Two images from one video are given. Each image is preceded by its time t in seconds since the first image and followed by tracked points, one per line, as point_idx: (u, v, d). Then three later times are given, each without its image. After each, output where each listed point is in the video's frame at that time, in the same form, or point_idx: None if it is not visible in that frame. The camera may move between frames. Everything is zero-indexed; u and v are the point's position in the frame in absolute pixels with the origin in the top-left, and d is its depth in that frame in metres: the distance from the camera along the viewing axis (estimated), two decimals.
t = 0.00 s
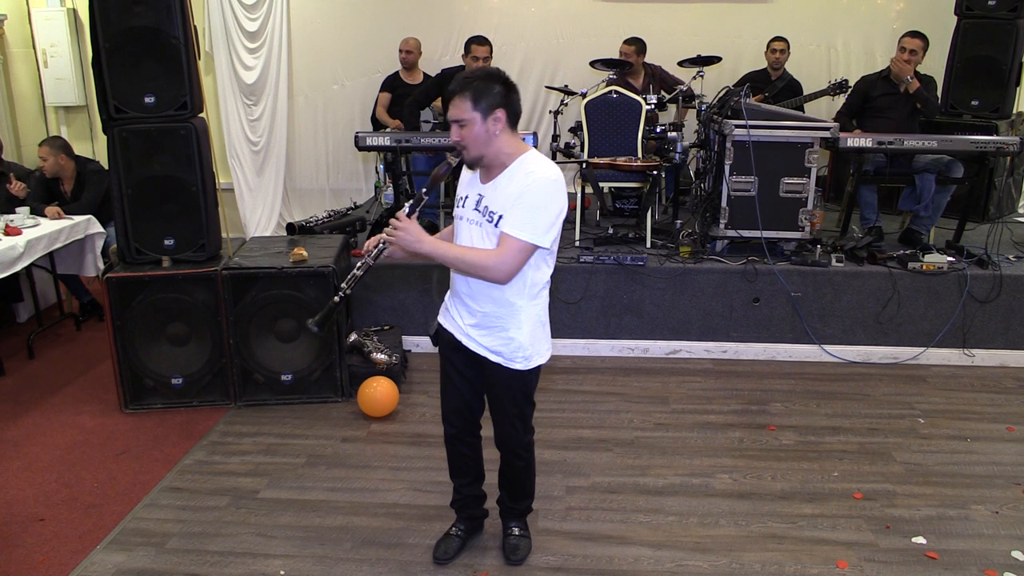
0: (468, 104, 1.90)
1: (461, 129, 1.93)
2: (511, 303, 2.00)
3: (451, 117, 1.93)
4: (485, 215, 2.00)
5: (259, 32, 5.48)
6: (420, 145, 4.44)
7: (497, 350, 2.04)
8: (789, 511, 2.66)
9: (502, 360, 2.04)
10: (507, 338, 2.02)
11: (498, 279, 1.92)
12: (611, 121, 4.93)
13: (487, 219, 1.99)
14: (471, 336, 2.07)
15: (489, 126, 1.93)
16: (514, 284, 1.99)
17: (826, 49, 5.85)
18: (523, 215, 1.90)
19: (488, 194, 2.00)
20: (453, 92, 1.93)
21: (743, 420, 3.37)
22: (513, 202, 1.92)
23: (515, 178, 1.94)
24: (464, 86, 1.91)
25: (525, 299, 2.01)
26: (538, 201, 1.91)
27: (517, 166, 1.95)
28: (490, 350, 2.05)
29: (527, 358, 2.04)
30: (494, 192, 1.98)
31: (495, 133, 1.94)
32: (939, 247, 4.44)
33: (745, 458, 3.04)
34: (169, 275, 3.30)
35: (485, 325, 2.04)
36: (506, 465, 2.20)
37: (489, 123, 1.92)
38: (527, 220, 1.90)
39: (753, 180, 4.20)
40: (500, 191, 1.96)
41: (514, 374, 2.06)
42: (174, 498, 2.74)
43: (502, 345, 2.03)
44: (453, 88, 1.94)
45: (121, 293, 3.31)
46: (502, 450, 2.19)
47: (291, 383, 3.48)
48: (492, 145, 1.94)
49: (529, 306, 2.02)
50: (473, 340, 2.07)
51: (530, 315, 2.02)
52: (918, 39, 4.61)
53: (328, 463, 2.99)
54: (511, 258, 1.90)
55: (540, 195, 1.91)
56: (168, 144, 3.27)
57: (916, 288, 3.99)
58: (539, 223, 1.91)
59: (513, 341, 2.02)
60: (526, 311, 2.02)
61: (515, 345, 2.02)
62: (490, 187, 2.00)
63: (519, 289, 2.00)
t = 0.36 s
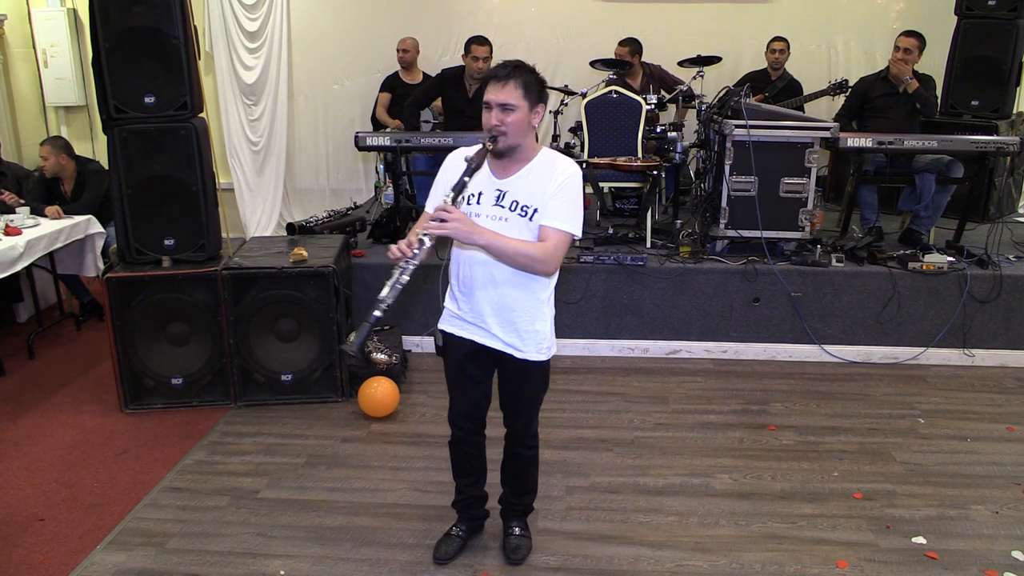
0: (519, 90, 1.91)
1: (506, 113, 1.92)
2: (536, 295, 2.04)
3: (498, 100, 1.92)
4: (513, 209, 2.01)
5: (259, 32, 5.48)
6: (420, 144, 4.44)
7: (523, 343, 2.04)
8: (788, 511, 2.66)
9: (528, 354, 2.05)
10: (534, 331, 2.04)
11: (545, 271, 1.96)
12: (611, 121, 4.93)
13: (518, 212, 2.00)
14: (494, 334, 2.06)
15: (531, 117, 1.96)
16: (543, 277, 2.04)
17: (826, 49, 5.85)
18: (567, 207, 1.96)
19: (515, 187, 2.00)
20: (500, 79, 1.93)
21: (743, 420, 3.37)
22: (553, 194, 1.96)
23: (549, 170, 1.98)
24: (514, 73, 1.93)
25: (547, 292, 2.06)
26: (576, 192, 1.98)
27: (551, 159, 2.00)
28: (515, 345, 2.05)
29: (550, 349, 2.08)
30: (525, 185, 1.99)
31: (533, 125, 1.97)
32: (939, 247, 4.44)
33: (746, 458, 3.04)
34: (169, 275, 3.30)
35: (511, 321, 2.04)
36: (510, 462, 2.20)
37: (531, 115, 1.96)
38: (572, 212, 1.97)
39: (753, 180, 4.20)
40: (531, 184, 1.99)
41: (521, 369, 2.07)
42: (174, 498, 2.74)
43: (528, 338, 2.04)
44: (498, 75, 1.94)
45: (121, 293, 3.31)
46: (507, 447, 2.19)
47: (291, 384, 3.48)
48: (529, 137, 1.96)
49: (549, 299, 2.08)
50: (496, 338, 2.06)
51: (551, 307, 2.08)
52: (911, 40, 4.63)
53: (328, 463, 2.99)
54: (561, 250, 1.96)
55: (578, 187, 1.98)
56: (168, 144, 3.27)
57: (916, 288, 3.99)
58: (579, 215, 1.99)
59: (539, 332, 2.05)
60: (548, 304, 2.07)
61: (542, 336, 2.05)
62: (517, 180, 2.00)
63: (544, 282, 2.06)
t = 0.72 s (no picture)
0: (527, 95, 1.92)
1: (517, 118, 1.92)
2: (543, 289, 2.08)
3: (508, 105, 1.91)
4: (521, 207, 2.00)
5: (259, 32, 5.48)
6: (420, 145, 4.44)
7: (535, 337, 2.06)
8: (788, 511, 2.66)
9: (540, 346, 2.07)
10: (543, 324, 2.07)
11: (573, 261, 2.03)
12: (611, 121, 4.94)
13: (529, 210, 2.01)
14: (506, 331, 2.06)
15: (534, 120, 1.98)
16: (549, 271, 2.09)
17: (826, 49, 5.85)
18: (574, 201, 2.01)
19: (521, 187, 2.00)
20: (504, 83, 1.92)
21: (743, 420, 3.37)
22: (560, 189, 2.01)
23: (551, 166, 2.01)
24: (519, 77, 1.94)
25: (551, 284, 2.10)
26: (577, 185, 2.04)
27: (551, 158, 2.02)
28: (528, 340, 2.05)
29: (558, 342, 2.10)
30: (530, 183, 2.00)
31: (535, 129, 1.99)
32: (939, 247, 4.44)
33: (746, 458, 3.04)
34: (169, 275, 3.30)
35: (522, 316, 2.05)
36: (512, 460, 2.20)
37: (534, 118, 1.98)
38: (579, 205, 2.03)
39: (753, 180, 4.20)
40: (536, 181, 2.00)
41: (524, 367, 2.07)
42: (174, 498, 2.74)
43: (539, 332, 2.06)
44: (502, 79, 1.93)
45: (121, 293, 3.31)
46: (508, 445, 2.20)
47: (291, 383, 3.48)
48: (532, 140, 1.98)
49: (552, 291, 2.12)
50: (508, 335, 2.06)
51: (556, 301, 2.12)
52: (906, 36, 4.69)
53: (328, 463, 2.99)
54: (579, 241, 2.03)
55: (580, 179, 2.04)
56: (168, 144, 3.27)
57: (916, 288, 3.99)
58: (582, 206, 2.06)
59: (549, 325, 2.08)
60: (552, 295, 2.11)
61: (551, 329, 2.08)
62: (521, 179, 2.00)
63: (549, 277, 2.10)
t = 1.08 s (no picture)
0: (515, 97, 1.92)
1: (506, 120, 1.92)
2: (540, 288, 2.07)
3: (496, 108, 1.91)
4: (514, 207, 2.01)
5: (259, 32, 5.48)
6: (420, 144, 4.44)
7: (531, 336, 2.06)
8: (788, 511, 2.66)
9: (536, 345, 2.07)
10: (540, 322, 2.07)
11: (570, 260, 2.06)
12: (611, 122, 4.94)
13: (521, 210, 2.01)
14: (502, 330, 2.06)
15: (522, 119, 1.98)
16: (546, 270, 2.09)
17: (825, 48, 5.85)
18: (566, 197, 2.01)
19: (512, 187, 2.00)
20: (490, 86, 1.92)
21: (743, 421, 3.37)
22: (552, 186, 2.01)
23: (541, 162, 2.01)
24: (504, 79, 1.93)
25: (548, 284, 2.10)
26: (569, 179, 2.04)
27: (539, 153, 2.03)
28: (525, 339, 2.06)
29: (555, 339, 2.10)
30: (521, 182, 2.00)
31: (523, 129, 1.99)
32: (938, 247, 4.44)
33: (746, 458, 3.04)
34: (170, 276, 3.30)
35: (518, 314, 2.05)
36: (512, 459, 2.20)
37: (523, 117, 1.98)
38: (572, 201, 2.02)
39: (753, 180, 4.20)
40: (527, 179, 2.01)
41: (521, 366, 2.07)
42: (174, 498, 2.74)
43: (536, 330, 2.06)
44: (488, 82, 1.92)
45: (122, 293, 3.31)
46: (509, 445, 2.20)
47: (291, 383, 3.47)
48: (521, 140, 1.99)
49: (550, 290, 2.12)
50: (504, 334, 2.06)
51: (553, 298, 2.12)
52: (905, 35, 4.71)
53: (328, 463, 2.99)
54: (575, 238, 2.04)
55: (571, 174, 2.04)
56: (168, 144, 3.27)
57: (916, 288, 3.99)
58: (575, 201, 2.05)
59: (545, 323, 2.08)
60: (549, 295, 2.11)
61: (548, 327, 2.08)
62: (511, 179, 2.00)
63: (545, 275, 2.10)
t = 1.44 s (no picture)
0: (500, 97, 1.92)
1: (488, 119, 1.93)
2: (531, 292, 2.05)
3: (478, 106, 1.93)
4: (503, 208, 2.01)
5: (259, 32, 5.48)
6: (420, 145, 4.44)
7: (521, 340, 2.05)
8: (788, 511, 2.66)
9: (525, 349, 2.06)
10: (530, 327, 2.06)
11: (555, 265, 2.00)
12: (611, 122, 4.93)
13: (510, 211, 2.00)
14: (491, 332, 2.06)
15: (511, 119, 1.97)
16: (539, 274, 2.07)
17: (825, 48, 5.85)
18: (558, 200, 1.97)
19: (503, 187, 2.01)
20: (476, 84, 1.94)
21: (743, 421, 3.37)
22: (543, 188, 1.98)
23: (535, 164, 2.00)
24: (491, 78, 1.94)
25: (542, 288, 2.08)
26: (564, 182, 2.00)
27: (533, 155, 2.01)
28: (514, 343, 2.05)
29: (548, 345, 2.08)
30: (511, 183, 2.00)
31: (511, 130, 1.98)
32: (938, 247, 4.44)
33: (746, 458, 3.04)
34: (169, 276, 3.30)
35: (507, 317, 2.05)
36: (511, 458, 2.21)
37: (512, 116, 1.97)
38: (564, 205, 1.98)
39: (753, 180, 4.20)
40: (519, 181, 2.00)
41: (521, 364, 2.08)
42: (174, 498, 2.74)
43: (525, 334, 2.05)
44: (475, 80, 1.95)
45: (122, 293, 3.31)
46: (509, 445, 2.20)
47: (291, 383, 3.47)
48: (509, 141, 1.98)
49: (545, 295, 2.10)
50: (493, 336, 2.06)
51: (548, 303, 2.09)
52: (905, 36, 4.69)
53: (328, 463, 2.99)
54: (563, 243, 1.98)
55: (567, 178, 2.00)
56: (168, 144, 3.27)
57: (916, 288, 3.99)
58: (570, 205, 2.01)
59: (537, 329, 2.06)
60: (544, 299, 2.09)
61: (540, 332, 2.05)
62: (504, 179, 2.01)
63: (539, 280, 2.07)
